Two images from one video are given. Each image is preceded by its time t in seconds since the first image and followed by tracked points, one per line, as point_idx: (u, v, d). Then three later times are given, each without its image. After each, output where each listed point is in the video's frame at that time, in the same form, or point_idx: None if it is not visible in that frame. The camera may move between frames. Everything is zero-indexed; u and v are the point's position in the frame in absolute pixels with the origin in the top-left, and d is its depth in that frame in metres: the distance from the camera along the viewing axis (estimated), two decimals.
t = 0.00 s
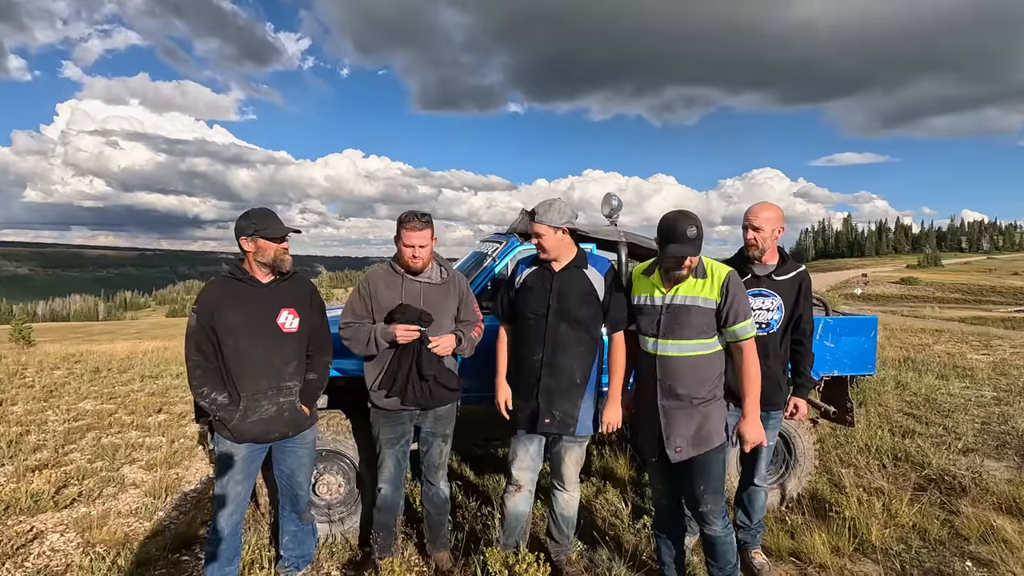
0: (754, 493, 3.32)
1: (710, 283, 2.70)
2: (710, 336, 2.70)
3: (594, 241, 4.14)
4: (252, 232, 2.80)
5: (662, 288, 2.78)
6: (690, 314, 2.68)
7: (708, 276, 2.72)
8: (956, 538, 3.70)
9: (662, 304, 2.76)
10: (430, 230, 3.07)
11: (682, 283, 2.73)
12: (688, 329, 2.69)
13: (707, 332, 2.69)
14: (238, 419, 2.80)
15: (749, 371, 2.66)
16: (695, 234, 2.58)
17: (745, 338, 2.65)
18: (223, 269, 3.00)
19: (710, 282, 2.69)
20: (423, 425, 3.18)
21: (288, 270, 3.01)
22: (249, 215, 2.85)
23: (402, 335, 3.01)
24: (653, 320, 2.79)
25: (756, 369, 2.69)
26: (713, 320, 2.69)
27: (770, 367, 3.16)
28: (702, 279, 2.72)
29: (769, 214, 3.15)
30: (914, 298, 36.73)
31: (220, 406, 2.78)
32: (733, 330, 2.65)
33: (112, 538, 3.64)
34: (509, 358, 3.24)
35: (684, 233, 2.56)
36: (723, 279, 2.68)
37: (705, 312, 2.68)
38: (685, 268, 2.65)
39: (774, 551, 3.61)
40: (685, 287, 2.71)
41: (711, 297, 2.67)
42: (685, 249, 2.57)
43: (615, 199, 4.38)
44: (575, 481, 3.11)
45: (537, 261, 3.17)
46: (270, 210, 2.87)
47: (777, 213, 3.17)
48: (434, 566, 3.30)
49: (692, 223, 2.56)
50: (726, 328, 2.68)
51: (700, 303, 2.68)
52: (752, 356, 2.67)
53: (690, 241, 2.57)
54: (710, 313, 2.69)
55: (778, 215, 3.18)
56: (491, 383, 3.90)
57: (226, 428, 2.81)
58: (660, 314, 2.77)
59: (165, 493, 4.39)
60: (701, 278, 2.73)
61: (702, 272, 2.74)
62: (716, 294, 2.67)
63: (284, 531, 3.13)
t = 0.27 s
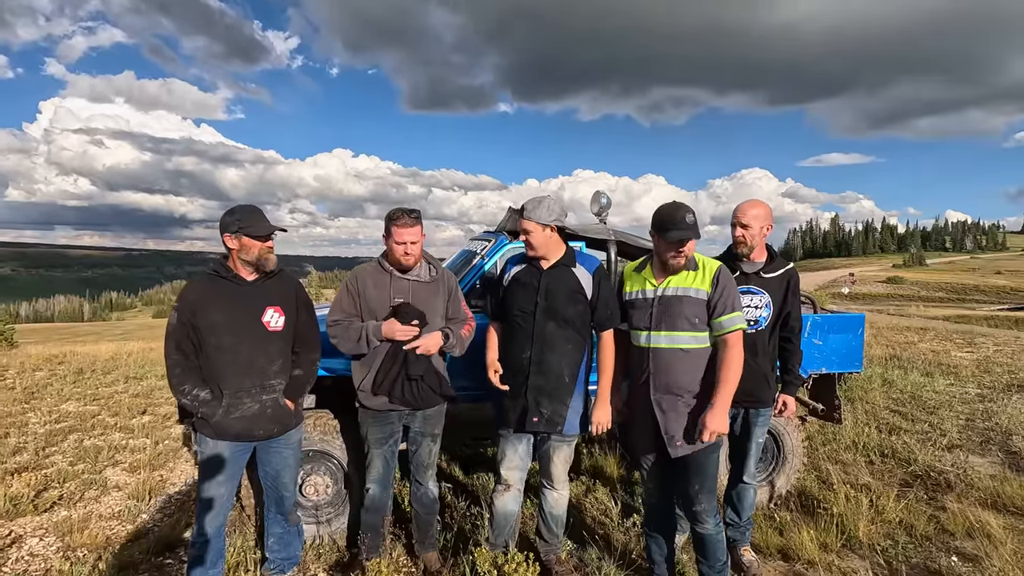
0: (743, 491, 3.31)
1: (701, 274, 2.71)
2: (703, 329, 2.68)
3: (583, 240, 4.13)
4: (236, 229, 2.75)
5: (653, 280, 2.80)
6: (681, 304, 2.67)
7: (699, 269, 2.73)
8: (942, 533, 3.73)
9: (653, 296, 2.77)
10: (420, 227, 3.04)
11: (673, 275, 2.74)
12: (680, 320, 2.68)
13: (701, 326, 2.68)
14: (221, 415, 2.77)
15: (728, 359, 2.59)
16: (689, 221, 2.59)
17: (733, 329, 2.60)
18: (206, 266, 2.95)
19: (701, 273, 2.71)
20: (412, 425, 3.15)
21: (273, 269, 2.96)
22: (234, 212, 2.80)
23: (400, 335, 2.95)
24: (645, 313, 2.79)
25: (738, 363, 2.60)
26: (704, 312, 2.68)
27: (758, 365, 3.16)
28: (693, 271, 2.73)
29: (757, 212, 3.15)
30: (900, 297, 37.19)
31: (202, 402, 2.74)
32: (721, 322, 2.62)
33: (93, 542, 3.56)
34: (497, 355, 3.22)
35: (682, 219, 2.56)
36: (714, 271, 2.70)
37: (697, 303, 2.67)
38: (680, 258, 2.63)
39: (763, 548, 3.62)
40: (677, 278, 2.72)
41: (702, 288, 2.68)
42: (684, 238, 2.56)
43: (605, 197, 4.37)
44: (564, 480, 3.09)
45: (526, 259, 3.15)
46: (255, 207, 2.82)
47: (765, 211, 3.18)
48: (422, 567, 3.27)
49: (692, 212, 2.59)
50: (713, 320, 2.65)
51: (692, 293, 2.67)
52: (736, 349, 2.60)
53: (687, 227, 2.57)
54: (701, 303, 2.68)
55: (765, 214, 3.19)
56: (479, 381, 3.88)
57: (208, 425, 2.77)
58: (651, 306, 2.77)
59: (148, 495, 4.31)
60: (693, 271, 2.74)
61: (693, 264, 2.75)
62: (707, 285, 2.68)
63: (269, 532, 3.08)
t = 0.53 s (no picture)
0: (740, 489, 3.31)
1: (702, 269, 2.71)
2: (706, 325, 2.67)
3: (580, 238, 4.11)
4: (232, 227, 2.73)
5: (654, 276, 2.79)
6: (683, 298, 2.67)
7: (700, 264, 2.73)
8: (938, 531, 3.74)
9: (653, 292, 2.76)
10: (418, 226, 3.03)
11: (674, 271, 2.73)
12: (682, 315, 2.67)
13: (703, 320, 2.66)
14: (214, 412, 2.75)
15: (725, 353, 2.55)
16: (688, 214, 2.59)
17: (732, 324, 2.57)
18: (200, 265, 2.92)
19: (702, 269, 2.71)
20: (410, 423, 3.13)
21: (268, 268, 2.94)
22: (228, 210, 2.78)
23: (391, 337, 2.93)
24: (646, 309, 2.78)
25: (735, 358, 2.55)
26: (706, 307, 2.67)
27: (755, 363, 3.15)
28: (695, 266, 2.73)
29: (752, 211, 3.17)
30: (895, 297, 37.33)
31: (184, 390, 2.69)
32: (723, 316, 2.60)
33: (87, 543, 3.54)
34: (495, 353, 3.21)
35: (688, 213, 2.55)
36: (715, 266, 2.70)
37: (698, 297, 2.67)
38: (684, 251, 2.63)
39: (760, 547, 3.62)
40: (678, 273, 2.72)
41: (703, 283, 2.68)
42: (689, 232, 2.55)
43: (602, 196, 4.36)
44: (561, 479, 3.08)
45: (522, 257, 3.14)
46: (249, 205, 2.80)
47: (761, 210, 3.19)
48: (419, 567, 3.26)
49: (696, 207, 2.60)
50: (714, 314, 2.64)
51: (693, 288, 2.67)
52: (734, 344, 2.55)
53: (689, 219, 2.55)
54: (702, 298, 2.67)
55: (761, 212, 3.20)
56: (477, 380, 3.87)
57: (201, 422, 2.76)
58: (653, 302, 2.76)
59: (143, 495, 4.29)
60: (694, 266, 2.73)
61: (694, 260, 2.75)
62: (708, 279, 2.68)
63: (265, 533, 3.06)
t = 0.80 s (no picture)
0: (744, 492, 3.31)
1: (714, 275, 2.67)
2: (716, 331, 2.64)
3: (583, 240, 4.11)
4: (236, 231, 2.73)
5: (664, 280, 2.77)
6: (694, 305, 2.64)
7: (712, 269, 2.70)
8: (942, 534, 3.74)
9: (664, 296, 2.74)
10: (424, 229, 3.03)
11: (684, 275, 2.71)
12: (691, 321, 2.65)
13: (713, 327, 2.64)
14: (219, 414, 2.76)
15: (742, 365, 2.56)
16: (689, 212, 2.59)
17: (745, 332, 2.55)
18: (204, 268, 2.92)
19: (714, 274, 2.67)
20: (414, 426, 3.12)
21: (271, 271, 2.93)
22: (232, 213, 2.78)
23: (379, 329, 2.88)
24: (655, 313, 2.76)
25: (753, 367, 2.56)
26: (717, 314, 2.64)
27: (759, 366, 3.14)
28: (706, 271, 2.69)
29: (755, 213, 3.18)
30: (896, 296, 37.31)
31: (170, 381, 2.67)
32: (735, 324, 2.57)
33: (91, 544, 3.55)
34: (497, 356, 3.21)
35: (681, 208, 2.58)
36: (728, 272, 2.66)
37: (709, 303, 2.64)
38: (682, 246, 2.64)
39: (763, 550, 3.62)
40: (689, 278, 2.70)
41: (715, 289, 2.64)
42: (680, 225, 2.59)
43: (605, 197, 4.35)
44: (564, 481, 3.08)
45: (527, 260, 3.16)
46: (253, 208, 2.80)
47: (764, 212, 3.20)
48: (422, 569, 3.26)
49: (690, 200, 2.61)
50: (726, 321, 2.60)
51: (704, 294, 2.64)
52: (750, 352, 2.56)
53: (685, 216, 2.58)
54: (713, 304, 2.65)
55: (765, 215, 3.21)
56: (480, 382, 3.87)
57: (206, 424, 2.77)
58: (662, 306, 2.74)
59: (147, 496, 4.29)
60: (705, 271, 2.71)
61: (705, 265, 2.72)
62: (720, 285, 2.64)
63: (268, 535, 3.06)
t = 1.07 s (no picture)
0: (752, 492, 3.29)
1: (731, 277, 2.64)
2: (732, 333, 2.62)
3: (590, 239, 4.09)
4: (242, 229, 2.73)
5: (679, 280, 2.75)
6: (710, 305, 2.62)
7: (729, 270, 2.66)
8: (951, 534, 3.71)
9: (679, 297, 2.72)
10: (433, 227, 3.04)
11: (701, 275, 2.69)
12: (706, 323, 2.62)
13: (729, 329, 2.61)
14: (226, 413, 2.77)
15: (764, 371, 2.51)
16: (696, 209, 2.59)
17: (765, 337, 2.50)
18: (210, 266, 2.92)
19: (731, 276, 2.64)
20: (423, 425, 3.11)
21: (277, 269, 2.93)
22: (238, 212, 2.77)
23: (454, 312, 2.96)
24: (670, 313, 2.74)
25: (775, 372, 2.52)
26: (734, 316, 2.61)
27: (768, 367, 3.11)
28: (723, 272, 2.66)
29: (764, 211, 3.18)
30: (902, 295, 37.14)
31: (210, 373, 2.72)
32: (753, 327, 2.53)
33: (99, 542, 3.56)
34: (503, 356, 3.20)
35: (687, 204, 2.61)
36: (746, 274, 2.61)
37: (726, 305, 2.61)
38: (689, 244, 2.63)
39: (771, 550, 3.60)
40: (704, 279, 2.67)
41: (733, 290, 2.61)
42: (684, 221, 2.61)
43: (611, 195, 4.33)
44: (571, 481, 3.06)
45: (535, 259, 3.15)
46: (258, 206, 2.79)
47: (773, 211, 3.19)
48: (429, 568, 3.26)
49: (696, 196, 2.62)
50: (744, 324, 2.56)
51: (721, 295, 2.62)
52: (771, 358, 2.51)
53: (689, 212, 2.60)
54: (730, 306, 2.62)
55: (774, 213, 3.20)
56: (486, 382, 3.86)
57: (214, 422, 2.77)
58: (677, 306, 2.72)
59: (154, 494, 4.31)
60: (722, 272, 2.67)
61: (723, 266, 2.68)
62: (738, 287, 2.60)
63: (276, 534, 3.06)
